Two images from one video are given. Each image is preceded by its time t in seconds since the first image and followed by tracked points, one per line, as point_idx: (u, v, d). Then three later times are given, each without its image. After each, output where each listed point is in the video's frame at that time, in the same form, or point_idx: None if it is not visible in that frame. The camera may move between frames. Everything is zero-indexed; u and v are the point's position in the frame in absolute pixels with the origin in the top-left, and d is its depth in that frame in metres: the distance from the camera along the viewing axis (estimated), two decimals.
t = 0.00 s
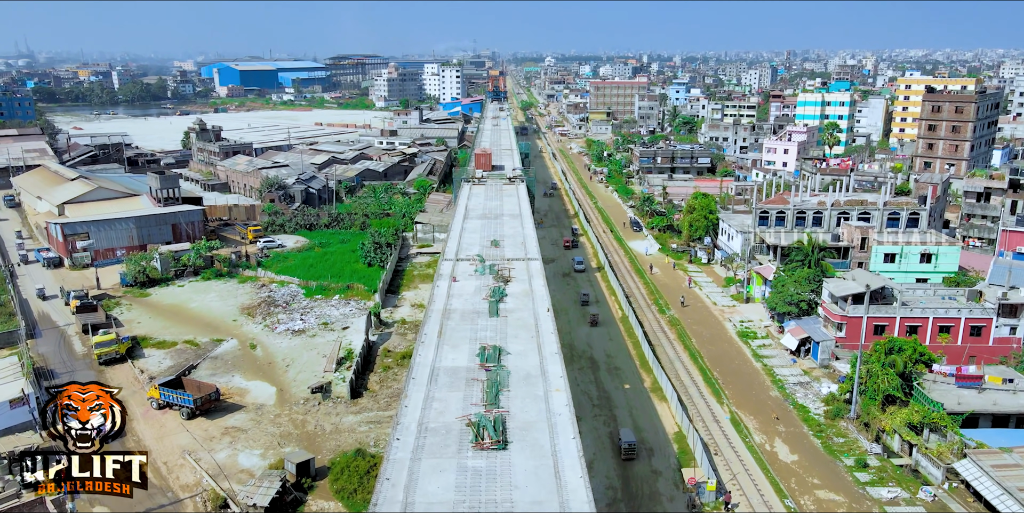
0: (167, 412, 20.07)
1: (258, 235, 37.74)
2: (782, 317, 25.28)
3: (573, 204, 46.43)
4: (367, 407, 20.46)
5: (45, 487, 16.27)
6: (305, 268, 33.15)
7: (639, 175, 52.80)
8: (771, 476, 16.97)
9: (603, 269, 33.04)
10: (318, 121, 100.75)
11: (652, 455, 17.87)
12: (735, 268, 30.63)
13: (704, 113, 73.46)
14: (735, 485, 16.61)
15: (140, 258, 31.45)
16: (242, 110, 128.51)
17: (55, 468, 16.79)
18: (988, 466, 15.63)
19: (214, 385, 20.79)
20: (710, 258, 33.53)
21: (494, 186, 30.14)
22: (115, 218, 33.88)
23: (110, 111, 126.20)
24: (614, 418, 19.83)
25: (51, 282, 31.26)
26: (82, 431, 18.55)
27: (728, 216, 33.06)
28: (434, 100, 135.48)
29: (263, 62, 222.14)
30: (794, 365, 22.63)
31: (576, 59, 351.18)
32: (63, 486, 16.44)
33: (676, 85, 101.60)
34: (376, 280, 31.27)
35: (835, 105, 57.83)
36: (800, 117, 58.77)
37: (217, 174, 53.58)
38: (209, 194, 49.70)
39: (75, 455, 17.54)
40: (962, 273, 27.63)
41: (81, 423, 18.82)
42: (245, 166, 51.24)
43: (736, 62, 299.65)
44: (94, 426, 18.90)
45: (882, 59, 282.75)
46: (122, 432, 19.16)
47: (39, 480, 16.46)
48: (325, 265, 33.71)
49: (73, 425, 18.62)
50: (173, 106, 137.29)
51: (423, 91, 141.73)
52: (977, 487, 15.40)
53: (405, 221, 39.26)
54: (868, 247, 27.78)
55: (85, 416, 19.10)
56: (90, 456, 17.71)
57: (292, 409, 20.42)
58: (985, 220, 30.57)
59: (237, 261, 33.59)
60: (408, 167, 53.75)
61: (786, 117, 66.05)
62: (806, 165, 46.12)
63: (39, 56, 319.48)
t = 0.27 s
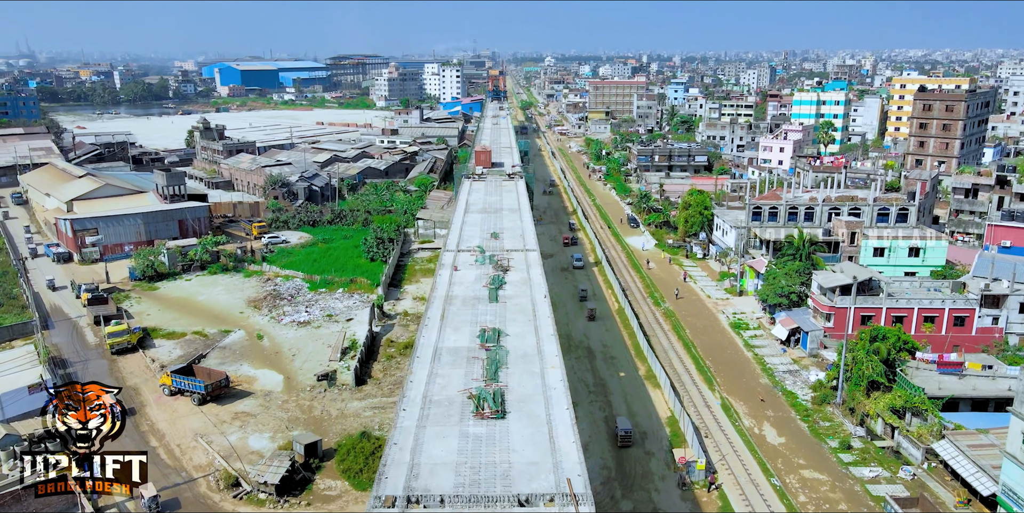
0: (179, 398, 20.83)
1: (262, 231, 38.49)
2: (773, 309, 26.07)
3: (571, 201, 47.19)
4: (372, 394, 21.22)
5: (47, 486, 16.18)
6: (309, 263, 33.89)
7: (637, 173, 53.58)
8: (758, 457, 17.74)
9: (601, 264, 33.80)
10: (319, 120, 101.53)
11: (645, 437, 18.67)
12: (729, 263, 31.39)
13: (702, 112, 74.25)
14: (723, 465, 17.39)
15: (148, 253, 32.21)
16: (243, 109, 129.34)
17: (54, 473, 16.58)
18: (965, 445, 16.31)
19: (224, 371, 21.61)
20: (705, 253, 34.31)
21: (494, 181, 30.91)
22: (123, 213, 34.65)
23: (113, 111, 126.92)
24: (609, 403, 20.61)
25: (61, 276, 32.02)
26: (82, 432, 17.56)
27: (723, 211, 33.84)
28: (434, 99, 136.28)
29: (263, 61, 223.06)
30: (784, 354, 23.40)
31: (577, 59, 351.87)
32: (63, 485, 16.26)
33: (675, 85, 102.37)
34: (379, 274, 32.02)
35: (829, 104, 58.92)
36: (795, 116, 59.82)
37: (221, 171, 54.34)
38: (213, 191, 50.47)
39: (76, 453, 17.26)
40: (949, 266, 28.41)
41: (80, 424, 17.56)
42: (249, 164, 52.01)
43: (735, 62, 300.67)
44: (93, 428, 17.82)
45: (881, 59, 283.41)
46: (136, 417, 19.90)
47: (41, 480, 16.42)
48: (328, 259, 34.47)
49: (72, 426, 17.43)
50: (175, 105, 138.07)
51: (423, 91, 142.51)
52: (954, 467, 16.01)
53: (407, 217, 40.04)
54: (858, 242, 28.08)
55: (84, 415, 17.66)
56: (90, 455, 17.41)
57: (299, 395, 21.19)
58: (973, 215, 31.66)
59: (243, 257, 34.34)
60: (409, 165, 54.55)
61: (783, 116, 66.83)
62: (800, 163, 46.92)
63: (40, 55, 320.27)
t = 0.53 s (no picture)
0: (191, 384, 21.71)
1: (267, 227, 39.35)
2: (764, 300, 26.96)
3: (570, 198, 48.03)
4: (376, 379, 22.10)
5: (46, 486, 16.22)
6: (314, 257, 34.76)
7: (635, 171, 54.45)
8: (746, 437, 18.62)
9: (598, 258, 34.66)
10: (320, 119, 102.35)
11: (638, 419, 19.55)
12: (723, 257, 32.28)
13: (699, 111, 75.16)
14: (711, 444, 18.27)
15: (157, 248, 33.09)
16: (244, 109, 130.21)
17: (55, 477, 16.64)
18: (941, 425, 17.17)
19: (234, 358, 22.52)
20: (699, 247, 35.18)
21: (494, 177, 31.78)
22: (132, 209, 35.54)
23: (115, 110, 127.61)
24: (604, 388, 21.47)
25: (72, 270, 32.91)
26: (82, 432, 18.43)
27: (717, 207, 34.72)
28: (434, 99, 137.15)
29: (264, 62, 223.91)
30: (774, 343, 24.27)
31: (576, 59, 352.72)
32: (63, 486, 16.32)
33: (673, 84, 103.24)
34: (382, 267, 32.87)
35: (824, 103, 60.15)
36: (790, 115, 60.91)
37: (225, 169, 55.21)
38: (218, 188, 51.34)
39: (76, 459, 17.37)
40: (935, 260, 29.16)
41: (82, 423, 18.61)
42: (253, 162, 52.88)
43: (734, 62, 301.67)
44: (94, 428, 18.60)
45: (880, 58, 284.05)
46: (151, 401, 20.77)
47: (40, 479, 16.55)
48: (332, 254, 35.34)
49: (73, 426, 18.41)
50: (177, 105, 138.87)
51: (423, 90, 143.36)
52: (930, 445, 16.86)
53: (409, 214, 40.93)
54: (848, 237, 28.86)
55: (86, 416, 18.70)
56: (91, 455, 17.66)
57: (306, 381, 22.08)
58: (960, 211, 32.43)
59: (248, 252, 35.19)
60: (411, 163, 55.45)
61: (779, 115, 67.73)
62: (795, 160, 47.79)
63: (41, 56, 319.66)
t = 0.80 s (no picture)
0: (202, 370, 22.59)
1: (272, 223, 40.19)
2: (756, 291, 27.82)
3: (569, 195, 48.84)
4: (381, 366, 22.96)
5: (47, 486, 16.13)
6: (319, 252, 35.62)
7: (632, 169, 55.31)
8: (734, 419, 19.51)
9: (595, 253, 35.51)
10: (321, 119, 103.23)
11: (632, 403, 20.44)
12: (717, 251, 33.14)
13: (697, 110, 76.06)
14: (701, 426, 19.16)
15: (166, 242, 33.95)
16: (246, 108, 131.01)
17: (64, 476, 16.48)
18: (920, 406, 18.04)
19: (244, 346, 23.38)
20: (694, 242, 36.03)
21: (494, 174, 32.63)
22: (140, 205, 36.39)
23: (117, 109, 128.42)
24: (600, 374, 22.35)
25: (83, 264, 33.78)
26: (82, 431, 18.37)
27: (711, 203, 35.59)
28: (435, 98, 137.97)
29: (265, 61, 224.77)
30: (764, 333, 25.13)
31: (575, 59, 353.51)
32: (63, 485, 16.23)
33: (671, 84, 104.12)
34: (385, 261, 33.71)
35: (819, 102, 61.39)
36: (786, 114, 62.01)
37: (229, 167, 56.05)
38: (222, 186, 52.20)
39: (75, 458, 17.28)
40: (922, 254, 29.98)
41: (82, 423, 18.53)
42: (256, 160, 53.73)
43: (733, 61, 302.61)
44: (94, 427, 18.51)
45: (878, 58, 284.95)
46: (164, 386, 21.64)
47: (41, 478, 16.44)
48: (336, 248, 36.19)
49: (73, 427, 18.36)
50: (179, 105, 139.67)
51: (423, 90, 144.18)
52: (909, 425, 17.72)
53: (410, 210, 41.79)
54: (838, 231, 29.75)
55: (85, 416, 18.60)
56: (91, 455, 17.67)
57: (313, 368, 22.94)
58: (948, 207, 33.27)
59: (254, 246, 36.03)
60: (412, 161, 56.30)
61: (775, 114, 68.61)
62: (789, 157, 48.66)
63: (43, 56, 320.24)
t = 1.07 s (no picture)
0: (213, 358, 23.44)
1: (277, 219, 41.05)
2: (748, 284, 28.68)
3: (568, 193, 49.70)
4: (385, 355, 23.82)
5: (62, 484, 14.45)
6: (323, 247, 36.46)
7: (630, 167, 56.18)
8: (724, 402, 20.39)
9: (593, 248, 36.35)
10: (323, 118, 104.07)
11: (626, 388, 21.33)
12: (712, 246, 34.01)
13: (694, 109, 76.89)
14: (693, 409, 20.02)
15: (174, 237, 34.79)
16: (247, 108, 131.84)
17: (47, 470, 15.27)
18: (901, 390, 18.89)
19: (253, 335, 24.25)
20: (690, 237, 36.90)
21: (494, 170, 33.49)
22: (148, 201, 37.21)
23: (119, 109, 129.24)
24: (596, 362, 23.24)
25: (93, 258, 34.62)
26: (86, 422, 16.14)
27: (706, 199, 36.46)
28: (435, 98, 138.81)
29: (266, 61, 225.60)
30: (756, 323, 25.99)
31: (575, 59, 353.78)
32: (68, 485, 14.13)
33: (670, 83, 104.98)
34: (388, 256, 34.56)
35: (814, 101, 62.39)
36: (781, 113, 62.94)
37: (233, 165, 56.91)
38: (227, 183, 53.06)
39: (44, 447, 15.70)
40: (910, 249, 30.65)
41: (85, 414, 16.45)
42: (260, 158, 54.58)
43: (734, 61, 302.41)
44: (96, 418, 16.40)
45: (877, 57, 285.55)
46: (177, 373, 22.49)
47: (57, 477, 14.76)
48: (340, 244, 37.05)
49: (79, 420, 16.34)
50: (181, 104, 140.52)
51: (424, 90, 145.00)
52: (890, 408, 18.56)
53: (412, 206, 42.65)
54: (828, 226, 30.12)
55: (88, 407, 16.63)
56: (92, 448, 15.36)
57: (321, 356, 23.82)
58: (937, 202, 34.07)
59: (260, 242, 36.87)
60: (413, 160, 57.17)
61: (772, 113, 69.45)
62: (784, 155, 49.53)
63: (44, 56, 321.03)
